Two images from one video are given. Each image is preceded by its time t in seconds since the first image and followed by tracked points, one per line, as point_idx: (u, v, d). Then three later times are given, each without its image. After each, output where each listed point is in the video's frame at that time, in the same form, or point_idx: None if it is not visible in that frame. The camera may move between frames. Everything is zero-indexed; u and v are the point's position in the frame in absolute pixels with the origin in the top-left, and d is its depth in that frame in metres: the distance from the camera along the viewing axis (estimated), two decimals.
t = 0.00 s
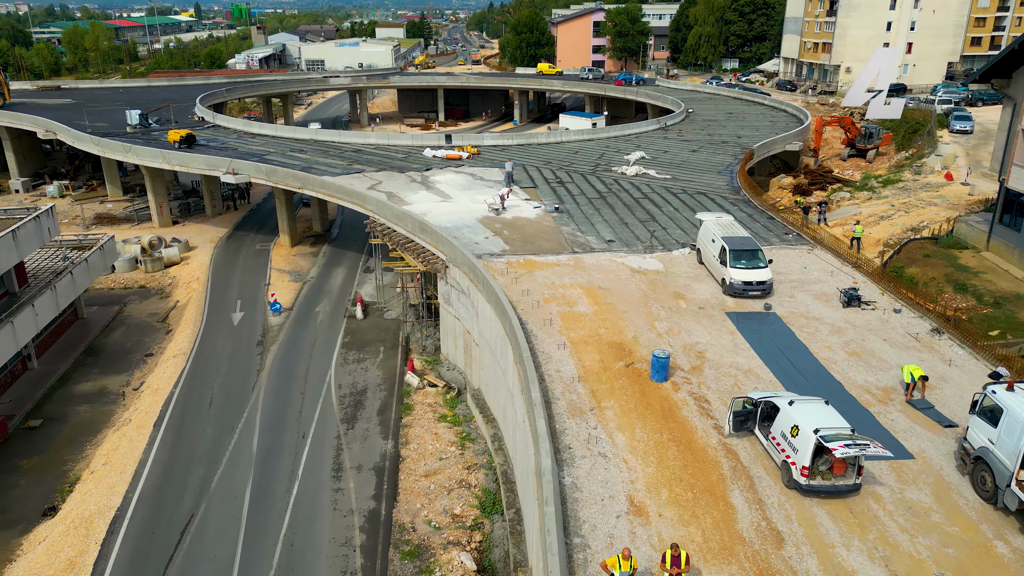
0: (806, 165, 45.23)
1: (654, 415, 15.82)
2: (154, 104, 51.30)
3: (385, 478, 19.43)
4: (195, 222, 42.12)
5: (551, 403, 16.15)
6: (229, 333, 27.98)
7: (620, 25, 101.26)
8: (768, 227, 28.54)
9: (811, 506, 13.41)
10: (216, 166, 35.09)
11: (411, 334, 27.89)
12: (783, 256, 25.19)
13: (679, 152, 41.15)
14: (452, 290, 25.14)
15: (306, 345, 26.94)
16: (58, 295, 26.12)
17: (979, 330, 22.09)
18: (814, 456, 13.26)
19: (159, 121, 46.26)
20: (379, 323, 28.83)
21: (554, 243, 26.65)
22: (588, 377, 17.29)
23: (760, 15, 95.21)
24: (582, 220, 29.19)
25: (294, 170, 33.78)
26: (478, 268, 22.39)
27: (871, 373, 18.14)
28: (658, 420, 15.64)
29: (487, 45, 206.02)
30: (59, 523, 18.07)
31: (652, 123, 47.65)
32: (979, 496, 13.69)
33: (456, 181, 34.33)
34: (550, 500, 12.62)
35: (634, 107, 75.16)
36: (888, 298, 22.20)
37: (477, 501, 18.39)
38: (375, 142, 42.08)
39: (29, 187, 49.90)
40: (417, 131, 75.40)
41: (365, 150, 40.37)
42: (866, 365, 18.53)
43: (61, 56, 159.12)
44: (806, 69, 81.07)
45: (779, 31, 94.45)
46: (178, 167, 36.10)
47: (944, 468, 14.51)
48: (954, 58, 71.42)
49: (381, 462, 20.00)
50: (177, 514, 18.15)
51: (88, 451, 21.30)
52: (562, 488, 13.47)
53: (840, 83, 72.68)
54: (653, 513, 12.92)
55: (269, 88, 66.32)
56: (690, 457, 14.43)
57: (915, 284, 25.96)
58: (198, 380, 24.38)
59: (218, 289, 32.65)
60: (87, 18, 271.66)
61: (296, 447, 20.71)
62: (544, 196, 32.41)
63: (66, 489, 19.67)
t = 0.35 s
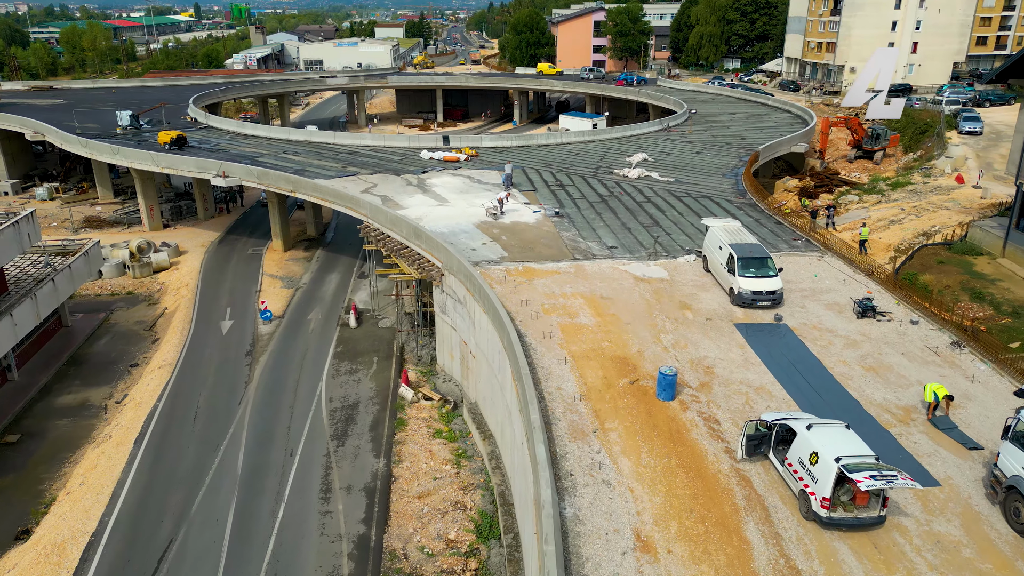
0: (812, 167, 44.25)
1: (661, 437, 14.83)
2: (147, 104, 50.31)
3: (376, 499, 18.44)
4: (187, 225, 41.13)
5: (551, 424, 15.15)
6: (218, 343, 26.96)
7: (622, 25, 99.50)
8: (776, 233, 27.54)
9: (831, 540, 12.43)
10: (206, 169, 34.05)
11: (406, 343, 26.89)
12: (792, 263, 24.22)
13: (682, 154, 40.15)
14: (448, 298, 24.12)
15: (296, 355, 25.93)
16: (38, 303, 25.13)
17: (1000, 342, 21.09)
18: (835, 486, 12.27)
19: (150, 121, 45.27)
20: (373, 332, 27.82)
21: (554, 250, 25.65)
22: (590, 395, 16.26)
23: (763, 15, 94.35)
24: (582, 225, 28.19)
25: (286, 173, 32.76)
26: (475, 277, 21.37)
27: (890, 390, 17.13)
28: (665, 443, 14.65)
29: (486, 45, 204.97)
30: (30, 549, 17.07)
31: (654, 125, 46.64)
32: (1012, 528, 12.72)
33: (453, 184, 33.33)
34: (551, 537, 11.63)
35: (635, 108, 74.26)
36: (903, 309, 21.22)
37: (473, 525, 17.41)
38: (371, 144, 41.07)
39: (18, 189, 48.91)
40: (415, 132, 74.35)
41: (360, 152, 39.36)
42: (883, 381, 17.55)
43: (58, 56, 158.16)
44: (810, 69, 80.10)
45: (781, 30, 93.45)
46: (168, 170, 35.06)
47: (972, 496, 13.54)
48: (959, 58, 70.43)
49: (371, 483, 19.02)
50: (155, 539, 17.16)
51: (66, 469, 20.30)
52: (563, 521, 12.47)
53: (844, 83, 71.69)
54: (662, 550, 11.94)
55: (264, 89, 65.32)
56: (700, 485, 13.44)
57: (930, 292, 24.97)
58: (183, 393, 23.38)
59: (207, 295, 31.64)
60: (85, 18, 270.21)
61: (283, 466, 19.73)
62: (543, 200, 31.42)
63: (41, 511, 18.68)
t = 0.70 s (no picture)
0: (819, 170, 43.28)
1: (670, 464, 13.83)
2: (138, 105, 49.33)
3: (366, 523, 17.44)
4: (178, 229, 40.16)
5: (551, 448, 14.14)
6: (205, 353, 25.94)
7: (623, 25, 98.19)
8: (784, 239, 26.52)
9: None
10: (195, 172, 32.99)
11: (401, 353, 25.91)
12: (803, 272, 23.22)
13: (685, 156, 39.19)
14: (444, 307, 23.09)
15: (286, 366, 24.94)
16: (17, 312, 24.15)
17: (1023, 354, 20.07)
18: (860, 522, 11.29)
19: (141, 122, 44.26)
20: (367, 341, 26.82)
21: (554, 257, 24.64)
22: (593, 416, 15.26)
23: (765, 14, 93.50)
24: (583, 231, 27.22)
25: (277, 176, 31.72)
26: (473, 287, 20.35)
27: (911, 410, 16.12)
28: (674, 470, 13.64)
29: (486, 45, 204.17)
30: None
31: (657, 125, 45.66)
32: None
33: (450, 187, 32.33)
34: None
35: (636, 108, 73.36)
36: (921, 320, 20.22)
37: (468, 551, 16.40)
38: (366, 145, 40.07)
39: (7, 192, 47.91)
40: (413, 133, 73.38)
41: (355, 154, 38.35)
42: (904, 399, 16.55)
43: (55, 56, 157.30)
44: (813, 70, 79.18)
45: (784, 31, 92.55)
46: (156, 173, 34.01)
47: (1006, 529, 12.54)
48: (965, 58, 69.41)
49: (361, 505, 18.03)
50: (131, 567, 16.17)
51: (40, 489, 19.28)
52: (564, 559, 11.47)
53: (848, 83, 70.76)
54: None
55: (260, 89, 64.34)
56: (712, 518, 12.46)
57: (946, 301, 23.97)
58: (167, 407, 22.37)
59: (196, 302, 30.62)
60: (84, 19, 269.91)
61: (269, 486, 18.73)
62: (543, 204, 30.44)
63: (11, 535, 17.67)
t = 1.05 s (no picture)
0: (825, 172, 42.31)
1: (679, 493, 12.84)
2: (130, 106, 48.35)
3: (355, 550, 16.45)
4: (168, 233, 39.17)
5: (551, 477, 13.13)
6: (191, 363, 24.94)
7: (624, 24, 97.42)
8: (794, 245, 25.52)
9: None
10: (184, 174, 31.94)
11: (394, 364, 24.91)
12: (814, 280, 22.25)
13: (689, 158, 38.24)
14: (439, 317, 22.09)
15: (276, 378, 23.98)
16: None
17: None
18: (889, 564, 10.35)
19: (132, 124, 43.29)
20: (360, 351, 25.83)
21: (554, 264, 23.65)
22: (596, 440, 14.28)
23: (767, 14, 92.78)
24: (584, 237, 26.22)
25: (269, 179, 30.72)
26: (469, 298, 19.36)
27: (935, 431, 15.11)
28: (684, 501, 12.64)
29: (486, 45, 203.25)
30: None
31: (659, 126, 44.72)
32: None
33: (447, 191, 31.33)
34: None
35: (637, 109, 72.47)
36: (941, 332, 19.22)
37: None
38: (362, 147, 39.07)
39: None
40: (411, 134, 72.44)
41: (350, 156, 37.34)
42: (926, 419, 15.56)
43: (52, 57, 156.30)
44: (817, 69, 78.26)
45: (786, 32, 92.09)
46: (145, 175, 32.99)
47: None
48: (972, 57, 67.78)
49: (350, 530, 17.04)
50: None
51: (11, 512, 18.27)
52: None
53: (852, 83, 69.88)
54: None
55: (255, 89, 63.42)
56: (726, 555, 11.47)
57: (963, 310, 22.98)
58: (149, 422, 21.38)
59: (184, 310, 29.61)
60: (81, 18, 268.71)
61: (253, 509, 17.76)
62: (543, 208, 29.46)
63: None
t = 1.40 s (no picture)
0: (832, 175, 41.33)
1: (690, 529, 11.84)
2: (121, 106, 47.36)
3: None
4: (159, 237, 38.19)
5: (551, 510, 12.13)
6: (175, 376, 23.94)
7: (624, 24, 95.64)
8: (804, 252, 24.50)
9: None
10: (172, 178, 30.88)
11: (388, 376, 23.91)
12: (826, 290, 21.26)
13: (692, 160, 37.28)
14: (433, 328, 21.08)
15: (264, 390, 23.00)
16: None
17: None
18: None
19: (122, 125, 42.25)
20: (352, 362, 24.82)
21: (554, 272, 22.63)
22: (600, 467, 13.26)
23: (770, 13, 91.95)
24: (585, 243, 25.24)
25: (259, 182, 29.68)
26: (465, 310, 18.36)
27: (962, 456, 14.12)
28: (696, 538, 11.64)
29: (486, 45, 202.35)
30: None
31: (662, 127, 43.76)
32: None
33: (443, 195, 30.34)
34: None
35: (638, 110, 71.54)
36: (962, 346, 18.23)
37: None
38: (357, 148, 38.07)
39: None
40: (409, 134, 71.46)
41: (344, 158, 36.32)
42: (952, 442, 14.57)
43: (50, 56, 155.38)
44: (820, 69, 77.29)
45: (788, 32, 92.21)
46: (132, 178, 31.95)
47: None
48: (978, 58, 67.37)
49: (337, 558, 16.05)
50: None
51: None
52: None
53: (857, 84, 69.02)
54: None
55: (251, 90, 62.44)
56: None
57: (981, 320, 22.00)
58: (129, 440, 20.40)
59: (171, 317, 28.60)
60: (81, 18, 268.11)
61: (234, 535, 16.77)
62: (543, 213, 28.47)
63: None
